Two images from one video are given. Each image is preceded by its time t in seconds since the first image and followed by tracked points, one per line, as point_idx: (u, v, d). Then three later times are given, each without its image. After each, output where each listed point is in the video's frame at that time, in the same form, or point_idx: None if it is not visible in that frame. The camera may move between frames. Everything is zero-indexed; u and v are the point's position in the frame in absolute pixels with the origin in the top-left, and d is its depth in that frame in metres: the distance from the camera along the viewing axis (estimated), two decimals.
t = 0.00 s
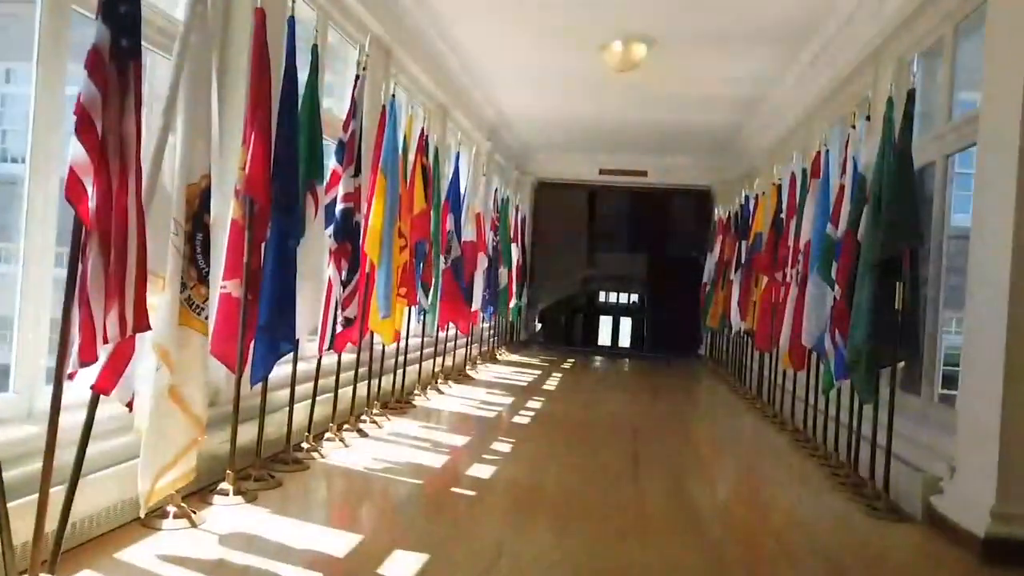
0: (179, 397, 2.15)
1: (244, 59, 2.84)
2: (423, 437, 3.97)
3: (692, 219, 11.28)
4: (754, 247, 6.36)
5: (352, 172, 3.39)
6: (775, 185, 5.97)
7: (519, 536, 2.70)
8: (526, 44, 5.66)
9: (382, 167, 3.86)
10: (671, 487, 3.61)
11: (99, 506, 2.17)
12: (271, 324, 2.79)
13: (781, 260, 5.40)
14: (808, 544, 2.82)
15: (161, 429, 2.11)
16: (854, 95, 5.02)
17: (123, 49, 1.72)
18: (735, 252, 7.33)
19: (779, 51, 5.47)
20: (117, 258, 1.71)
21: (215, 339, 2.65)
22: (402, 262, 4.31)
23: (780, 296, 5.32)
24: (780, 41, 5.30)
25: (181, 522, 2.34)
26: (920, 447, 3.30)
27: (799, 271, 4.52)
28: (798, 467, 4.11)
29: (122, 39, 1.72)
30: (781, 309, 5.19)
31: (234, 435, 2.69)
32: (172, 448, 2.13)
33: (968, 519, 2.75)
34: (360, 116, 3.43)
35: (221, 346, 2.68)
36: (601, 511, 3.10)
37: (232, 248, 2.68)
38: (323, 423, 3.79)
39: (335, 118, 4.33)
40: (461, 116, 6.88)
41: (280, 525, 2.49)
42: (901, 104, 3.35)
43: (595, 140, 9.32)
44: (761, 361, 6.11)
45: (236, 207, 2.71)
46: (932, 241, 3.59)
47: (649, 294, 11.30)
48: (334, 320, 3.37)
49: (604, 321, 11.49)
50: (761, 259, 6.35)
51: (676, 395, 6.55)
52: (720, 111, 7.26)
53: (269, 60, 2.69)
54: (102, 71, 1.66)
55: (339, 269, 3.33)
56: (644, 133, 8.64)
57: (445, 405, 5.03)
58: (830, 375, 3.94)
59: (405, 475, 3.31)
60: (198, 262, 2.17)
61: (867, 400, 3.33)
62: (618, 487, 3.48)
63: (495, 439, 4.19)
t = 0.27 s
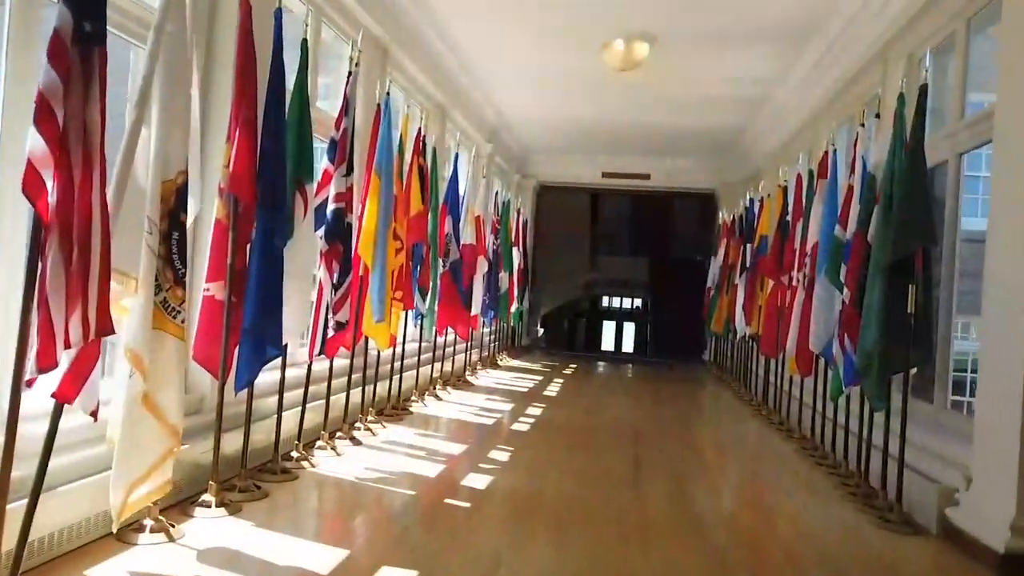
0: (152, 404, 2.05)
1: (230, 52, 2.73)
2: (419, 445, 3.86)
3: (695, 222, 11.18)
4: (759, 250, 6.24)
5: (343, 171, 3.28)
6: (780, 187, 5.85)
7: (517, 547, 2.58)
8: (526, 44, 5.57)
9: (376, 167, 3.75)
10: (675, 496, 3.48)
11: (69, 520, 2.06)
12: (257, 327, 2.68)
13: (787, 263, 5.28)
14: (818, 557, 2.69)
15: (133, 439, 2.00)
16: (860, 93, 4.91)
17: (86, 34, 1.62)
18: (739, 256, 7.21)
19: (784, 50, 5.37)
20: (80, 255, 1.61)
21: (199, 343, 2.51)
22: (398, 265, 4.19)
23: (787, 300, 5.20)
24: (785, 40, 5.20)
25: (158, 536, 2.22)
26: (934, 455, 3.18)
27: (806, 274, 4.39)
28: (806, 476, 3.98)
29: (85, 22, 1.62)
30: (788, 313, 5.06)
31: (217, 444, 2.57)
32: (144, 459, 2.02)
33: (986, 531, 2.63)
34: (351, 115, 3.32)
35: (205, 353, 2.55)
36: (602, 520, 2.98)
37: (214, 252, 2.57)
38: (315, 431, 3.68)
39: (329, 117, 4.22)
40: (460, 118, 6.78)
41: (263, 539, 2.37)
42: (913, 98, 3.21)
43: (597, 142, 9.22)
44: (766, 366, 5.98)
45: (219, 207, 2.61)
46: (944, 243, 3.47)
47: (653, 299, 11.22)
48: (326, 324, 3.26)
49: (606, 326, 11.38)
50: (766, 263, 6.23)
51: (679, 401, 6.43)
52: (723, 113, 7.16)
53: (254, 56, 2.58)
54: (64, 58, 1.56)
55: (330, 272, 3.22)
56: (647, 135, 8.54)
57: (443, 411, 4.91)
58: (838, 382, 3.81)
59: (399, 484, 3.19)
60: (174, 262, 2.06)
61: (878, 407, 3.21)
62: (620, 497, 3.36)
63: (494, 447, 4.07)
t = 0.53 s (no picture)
0: (136, 409, 1.95)
1: (220, 44, 2.64)
2: (418, 449, 3.76)
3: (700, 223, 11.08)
4: (766, 251, 6.13)
5: (340, 168, 3.18)
6: (788, 187, 5.74)
7: (518, 554, 2.48)
8: (528, 42, 5.47)
9: (375, 164, 3.65)
10: (682, 503, 3.38)
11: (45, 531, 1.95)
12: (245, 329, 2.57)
13: (795, 264, 5.16)
14: (830, 566, 2.59)
15: (113, 444, 1.90)
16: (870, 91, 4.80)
17: (57, 16, 1.54)
18: (745, 257, 7.11)
19: (791, 47, 5.27)
20: (51, 250, 1.54)
21: (186, 345, 2.46)
22: (397, 265, 4.09)
23: (795, 301, 5.08)
24: (792, 37, 5.10)
25: (142, 546, 2.12)
26: (949, 460, 3.07)
27: (816, 275, 4.27)
28: (816, 481, 3.87)
29: (55, 4, 1.53)
30: (796, 315, 4.95)
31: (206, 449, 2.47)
32: (127, 465, 1.93)
33: (1007, 540, 2.52)
34: (347, 109, 3.22)
35: (194, 353, 2.48)
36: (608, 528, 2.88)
37: (204, 251, 2.49)
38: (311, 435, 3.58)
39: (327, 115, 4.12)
40: (461, 117, 6.69)
41: (253, 549, 2.26)
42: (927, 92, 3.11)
43: (601, 143, 9.12)
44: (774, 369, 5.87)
45: (209, 203, 2.52)
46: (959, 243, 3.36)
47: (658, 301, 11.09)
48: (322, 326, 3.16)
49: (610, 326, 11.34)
50: (773, 263, 6.12)
51: (684, 404, 6.32)
52: (728, 112, 7.06)
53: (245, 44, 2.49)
54: (31, 40, 1.49)
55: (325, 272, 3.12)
56: (651, 135, 8.44)
57: (444, 414, 4.82)
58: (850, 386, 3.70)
59: (396, 489, 3.10)
60: (157, 259, 1.97)
61: (891, 411, 3.10)
62: (624, 502, 3.26)
63: (495, 451, 3.97)
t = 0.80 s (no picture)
0: (117, 409, 1.85)
1: (212, 30, 2.54)
2: (418, 451, 3.66)
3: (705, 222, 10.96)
4: (775, 249, 6.01)
5: (337, 160, 3.07)
6: (797, 183, 5.62)
7: (522, 561, 2.37)
8: (531, 35, 5.37)
9: (373, 157, 3.53)
10: (691, 507, 3.27)
11: (23, 537, 1.85)
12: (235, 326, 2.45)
13: (805, 262, 5.04)
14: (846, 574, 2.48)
15: (93, 445, 1.80)
16: (883, 83, 4.68)
17: None
18: (752, 256, 6.98)
19: (800, 40, 5.15)
20: (19, 234, 1.48)
21: (175, 341, 2.32)
22: (397, 263, 3.98)
23: (805, 300, 4.96)
24: (802, 30, 4.98)
25: (127, 553, 2.01)
26: (971, 464, 2.96)
27: (828, 273, 4.15)
28: (829, 485, 3.76)
29: None
30: (807, 314, 4.82)
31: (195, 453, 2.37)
32: (108, 467, 1.83)
33: None
34: (345, 99, 3.11)
35: (182, 354, 2.36)
36: (616, 534, 2.77)
37: (194, 245, 2.38)
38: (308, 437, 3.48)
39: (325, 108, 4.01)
40: (463, 113, 6.58)
41: (244, 555, 2.16)
42: (946, 80, 2.99)
43: (605, 141, 9.00)
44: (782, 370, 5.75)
45: (198, 195, 2.41)
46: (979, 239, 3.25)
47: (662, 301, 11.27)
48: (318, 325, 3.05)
49: (616, 327, 11.80)
50: (782, 262, 5.99)
51: (691, 406, 6.20)
52: (735, 108, 6.93)
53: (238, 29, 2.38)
54: None
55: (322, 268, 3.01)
56: (656, 133, 8.31)
57: (446, 416, 4.71)
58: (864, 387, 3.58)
59: (395, 493, 2.99)
60: (139, 252, 1.88)
61: (910, 413, 2.98)
62: (632, 507, 3.14)
63: (498, 454, 3.86)
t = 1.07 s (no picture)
0: (91, 423, 1.74)
1: (200, 24, 2.44)
2: (416, 461, 3.54)
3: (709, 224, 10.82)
4: (782, 252, 5.88)
5: (332, 160, 2.96)
6: (805, 185, 5.50)
7: None
8: (533, 32, 5.26)
9: (370, 157, 3.42)
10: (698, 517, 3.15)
11: None
12: (223, 333, 2.32)
13: (814, 265, 4.92)
14: None
15: (66, 462, 1.69)
16: (895, 81, 4.57)
17: None
18: (758, 258, 6.86)
19: (809, 37, 5.04)
20: None
21: (158, 352, 2.22)
22: (395, 266, 3.87)
23: (814, 304, 4.84)
24: (810, 27, 4.87)
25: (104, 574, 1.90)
26: (991, 477, 2.84)
27: (838, 276, 4.03)
28: (841, 495, 3.64)
29: None
30: (816, 318, 4.71)
31: (179, 467, 2.26)
32: (82, 485, 1.72)
33: None
34: (340, 96, 3.00)
35: (167, 364, 2.25)
36: (622, 547, 2.65)
37: (179, 249, 2.27)
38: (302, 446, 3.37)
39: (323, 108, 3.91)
40: (464, 113, 6.47)
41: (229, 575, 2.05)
42: (965, 76, 2.87)
43: (608, 141, 8.88)
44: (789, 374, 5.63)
45: (184, 196, 2.29)
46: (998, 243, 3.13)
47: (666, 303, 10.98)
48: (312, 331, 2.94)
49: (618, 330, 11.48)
50: (789, 265, 5.87)
51: (697, 412, 6.08)
52: (741, 107, 6.82)
53: (225, 21, 2.27)
54: None
55: (316, 272, 2.90)
56: (660, 133, 8.19)
57: (446, 423, 4.60)
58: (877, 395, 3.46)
59: (392, 505, 2.88)
60: (116, 256, 1.77)
61: (926, 423, 2.86)
62: (639, 518, 3.03)
63: (498, 463, 3.74)
